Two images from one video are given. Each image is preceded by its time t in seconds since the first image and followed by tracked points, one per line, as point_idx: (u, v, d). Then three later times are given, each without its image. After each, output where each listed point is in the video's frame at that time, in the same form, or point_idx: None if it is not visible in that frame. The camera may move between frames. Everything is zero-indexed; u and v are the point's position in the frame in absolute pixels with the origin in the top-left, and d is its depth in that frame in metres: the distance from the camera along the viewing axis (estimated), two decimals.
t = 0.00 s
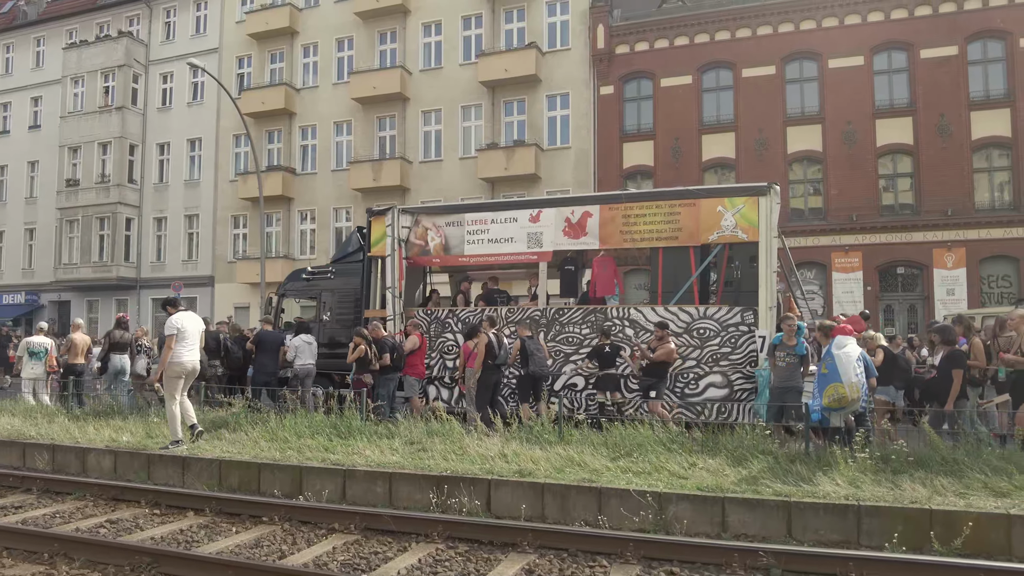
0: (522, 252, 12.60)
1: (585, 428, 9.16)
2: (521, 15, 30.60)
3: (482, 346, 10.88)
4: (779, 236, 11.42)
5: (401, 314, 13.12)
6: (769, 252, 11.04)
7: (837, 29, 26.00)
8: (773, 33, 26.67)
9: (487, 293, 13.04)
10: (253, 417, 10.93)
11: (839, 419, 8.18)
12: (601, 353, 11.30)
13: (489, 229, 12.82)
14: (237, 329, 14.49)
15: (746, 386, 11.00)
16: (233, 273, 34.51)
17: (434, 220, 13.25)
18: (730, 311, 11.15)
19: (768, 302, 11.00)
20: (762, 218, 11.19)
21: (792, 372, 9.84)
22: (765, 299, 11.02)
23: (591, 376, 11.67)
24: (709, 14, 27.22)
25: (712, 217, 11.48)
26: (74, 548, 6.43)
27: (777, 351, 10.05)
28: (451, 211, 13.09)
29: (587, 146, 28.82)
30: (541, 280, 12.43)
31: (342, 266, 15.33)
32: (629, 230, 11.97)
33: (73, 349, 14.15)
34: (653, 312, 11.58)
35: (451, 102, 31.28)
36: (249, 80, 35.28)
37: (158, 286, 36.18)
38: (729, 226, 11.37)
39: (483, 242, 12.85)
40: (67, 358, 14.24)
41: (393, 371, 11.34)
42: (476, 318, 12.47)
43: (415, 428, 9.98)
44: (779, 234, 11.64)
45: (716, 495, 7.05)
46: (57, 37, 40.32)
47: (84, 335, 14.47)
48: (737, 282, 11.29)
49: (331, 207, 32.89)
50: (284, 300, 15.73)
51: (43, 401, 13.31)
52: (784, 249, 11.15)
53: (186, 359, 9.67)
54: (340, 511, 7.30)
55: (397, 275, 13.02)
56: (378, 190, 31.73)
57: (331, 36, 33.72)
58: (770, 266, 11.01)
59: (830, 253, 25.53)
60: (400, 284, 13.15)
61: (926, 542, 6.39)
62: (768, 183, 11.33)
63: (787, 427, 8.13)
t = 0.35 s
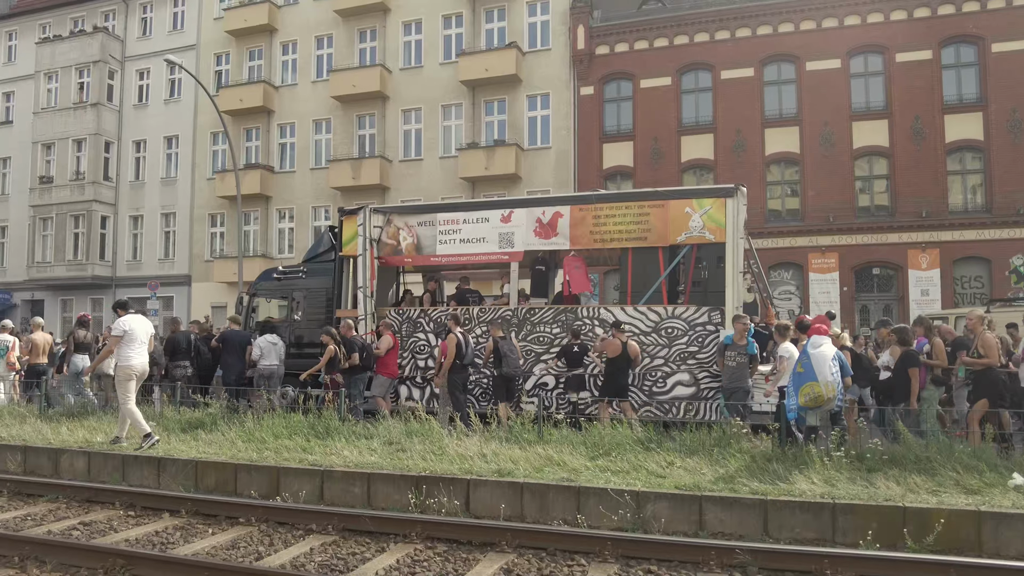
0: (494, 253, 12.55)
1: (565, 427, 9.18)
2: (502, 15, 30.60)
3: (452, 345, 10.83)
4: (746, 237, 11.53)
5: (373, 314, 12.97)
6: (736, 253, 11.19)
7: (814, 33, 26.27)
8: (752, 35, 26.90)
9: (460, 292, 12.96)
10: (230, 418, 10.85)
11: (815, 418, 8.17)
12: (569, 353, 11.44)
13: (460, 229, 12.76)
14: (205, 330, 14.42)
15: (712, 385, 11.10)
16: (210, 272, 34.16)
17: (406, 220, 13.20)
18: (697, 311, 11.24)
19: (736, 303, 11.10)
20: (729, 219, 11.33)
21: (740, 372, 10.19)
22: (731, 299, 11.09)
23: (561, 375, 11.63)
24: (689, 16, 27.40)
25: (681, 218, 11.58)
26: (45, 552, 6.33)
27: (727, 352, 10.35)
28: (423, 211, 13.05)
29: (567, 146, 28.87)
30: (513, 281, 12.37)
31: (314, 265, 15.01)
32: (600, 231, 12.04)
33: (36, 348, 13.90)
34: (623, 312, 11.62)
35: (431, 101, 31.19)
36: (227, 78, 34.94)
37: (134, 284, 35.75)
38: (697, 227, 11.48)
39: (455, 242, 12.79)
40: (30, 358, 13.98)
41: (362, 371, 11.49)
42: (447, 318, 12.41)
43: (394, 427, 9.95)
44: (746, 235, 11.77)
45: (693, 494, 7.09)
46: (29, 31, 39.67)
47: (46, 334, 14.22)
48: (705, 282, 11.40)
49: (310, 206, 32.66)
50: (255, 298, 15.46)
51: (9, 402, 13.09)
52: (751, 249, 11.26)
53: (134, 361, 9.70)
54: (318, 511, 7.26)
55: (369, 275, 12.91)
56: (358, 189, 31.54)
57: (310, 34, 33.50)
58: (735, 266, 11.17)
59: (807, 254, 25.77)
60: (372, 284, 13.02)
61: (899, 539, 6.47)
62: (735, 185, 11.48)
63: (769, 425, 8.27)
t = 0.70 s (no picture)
0: (467, 253, 12.55)
1: (544, 427, 9.21)
2: (483, 15, 30.59)
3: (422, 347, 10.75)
4: (715, 239, 11.62)
5: (345, 313, 12.92)
6: (705, 253, 11.26)
7: (793, 35, 26.52)
8: (731, 37, 27.11)
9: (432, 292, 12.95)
10: (208, 418, 10.73)
11: (792, 416, 8.32)
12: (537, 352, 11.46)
13: (433, 229, 12.73)
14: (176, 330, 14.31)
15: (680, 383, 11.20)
16: (188, 272, 33.82)
17: (378, 219, 13.11)
18: (666, 311, 11.31)
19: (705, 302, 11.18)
20: (697, 220, 11.43)
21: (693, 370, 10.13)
22: (700, 298, 11.12)
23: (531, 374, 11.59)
24: (669, 18, 27.56)
25: (650, 219, 11.67)
26: (17, 555, 6.23)
27: (684, 348, 10.24)
28: (395, 211, 12.97)
29: (548, 146, 28.90)
30: (485, 281, 12.43)
31: (286, 265, 14.93)
32: (571, 232, 12.07)
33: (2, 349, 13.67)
34: (593, 312, 11.64)
35: (412, 101, 31.11)
36: (206, 75, 34.62)
37: (111, 284, 35.30)
38: (667, 229, 11.58)
39: (428, 242, 12.76)
40: None
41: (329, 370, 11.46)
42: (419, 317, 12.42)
43: (374, 427, 9.90)
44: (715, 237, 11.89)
45: (672, 493, 7.13)
46: (3, 26, 39.03)
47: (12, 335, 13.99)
48: (674, 283, 11.47)
49: (290, 204, 32.44)
50: (225, 298, 15.30)
51: None
52: (719, 250, 11.34)
53: (84, 357, 9.63)
54: (296, 512, 7.21)
55: (341, 274, 12.85)
56: (338, 188, 31.37)
57: (289, 32, 33.28)
58: (704, 267, 11.25)
59: (785, 255, 25.99)
60: (344, 283, 12.95)
61: (875, 537, 6.56)
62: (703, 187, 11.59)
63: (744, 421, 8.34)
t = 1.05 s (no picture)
0: (440, 253, 12.50)
1: (525, 427, 9.22)
2: (465, 14, 30.55)
3: (383, 347, 10.75)
4: (685, 240, 11.70)
5: (317, 313, 12.76)
6: (674, 254, 11.34)
7: (773, 38, 26.76)
8: (712, 39, 27.30)
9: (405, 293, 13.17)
10: (186, 419, 10.62)
11: (772, 416, 8.40)
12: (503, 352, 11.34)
13: (406, 229, 12.65)
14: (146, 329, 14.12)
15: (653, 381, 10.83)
16: (166, 271, 33.46)
17: (351, 219, 12.97)
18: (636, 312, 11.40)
19: (674, 303, 11.23)
20: (668, 221, 11.50)
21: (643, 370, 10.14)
22: (670, 299, 11.23)
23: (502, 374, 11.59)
24: (651, 20, 27.69)
25: (621, 220, 11.69)
26: None
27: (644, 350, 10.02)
28: (368, 211, 12.86)
29: (530, 147, 28.92)
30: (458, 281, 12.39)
31: (259, 264, 14.86)
32: (544, 232, 12.06)
33: None
34: (565, 312, 11.70)
35: (394, 100, 30.99)
36: (185, 73, 34.26)
37: (88, 283, 34.88)
38: (638, 229, 11.61)
39: (400, 242, 12.67)
40: None
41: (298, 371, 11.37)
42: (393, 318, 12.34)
43: (353, 428, 9.84)
44: (685, 237, 11.95)
45: (652, 492, 7.17)
46: None
47: None
48: (644, 284, 11.52)
49: (269, 203, 32.18)
50: (198, 299, 15.19)
51: None
52: (689, 251, 11.41)
53: (26, 358, 9.65)
54: (275, 513, 7.16)
55: (313, 274, 12.70)
56: (318, 187, 31.17)
57: (270, 29, 33.04)
58: (673, 268, 11.28)
59: (764, 256, 26.22)
60: (316, 283, 12.81)
61: (852, 535, 6.63)
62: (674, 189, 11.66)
63: (722, 419, 8.39)
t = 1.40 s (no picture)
0: (413, 253, 12.45)
1: (506, 428, 9.23)
2: (447, 14, 30.52)
3: (359, 349, 10.78)
4: (655, 243, 11.85)
5: (289, 314, 12.60)
6: (646, 258, 11.47)
7: (754, 41, 26.98)
8: (694, 41, 27.47)
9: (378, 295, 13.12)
10: (164, 420, 10.52)
11: (749, 416, 8.34)
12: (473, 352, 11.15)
13: (379, 230, 12.58)
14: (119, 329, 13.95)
15: (621, 383, 11.10)
16: (144, 270, 33.10)
17: (324, 219, 12.86)
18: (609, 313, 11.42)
19: (646, 305, 11.35)
20: (639, 224, 11.64)
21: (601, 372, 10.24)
22: (641, 300, 11.35)
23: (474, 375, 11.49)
24: (634, 21, 27.80)
25: (594, 222, 11.76)
26: None
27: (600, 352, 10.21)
28: (341, 210, 12.77)
29: (512, 147, 28.94)
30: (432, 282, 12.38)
31: (232, 263, 14.73)
32: (517, 233, 12.07)
33: None
34: (537, 314, 11.63)
35: (376, 99, 30.88)
36: (165, 70, 33.91)
37: (64, 282, 34.43)
38: (610, 231, 11.70)
39: (373, 242, 12.59)
40: None
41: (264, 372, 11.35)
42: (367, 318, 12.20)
43: (334, 429, 9.78)
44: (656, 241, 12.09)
45: (632, 492, 7.20)
46: None
47: None
48: (617, 285, 11.55)
49: (250, 202, 31.94)
50: (171, 299, 15.03)
51: None
52: (660, 254, 11.57)
53: None
54: (254, 515, 7.11)
55: (285, 274, 12.58)
56: (299, 186, 30.97)
57: (251, 27, 32.80)
58: (645, 271, 11.42)
59: (744, 257, 26.42)
60: (289, 283, 12.69)
61: (829, 534, 6.71)
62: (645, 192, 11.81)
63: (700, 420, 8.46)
